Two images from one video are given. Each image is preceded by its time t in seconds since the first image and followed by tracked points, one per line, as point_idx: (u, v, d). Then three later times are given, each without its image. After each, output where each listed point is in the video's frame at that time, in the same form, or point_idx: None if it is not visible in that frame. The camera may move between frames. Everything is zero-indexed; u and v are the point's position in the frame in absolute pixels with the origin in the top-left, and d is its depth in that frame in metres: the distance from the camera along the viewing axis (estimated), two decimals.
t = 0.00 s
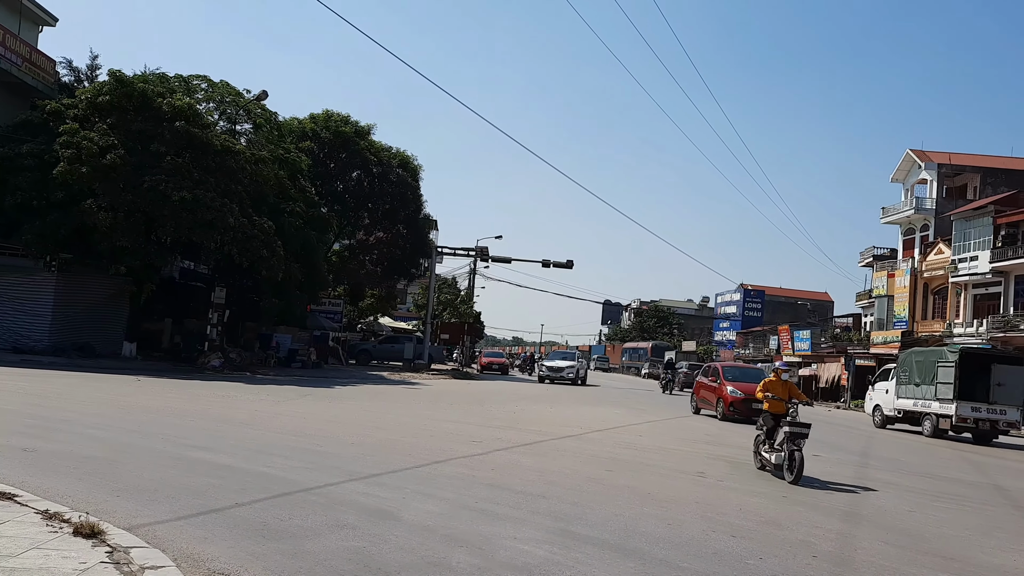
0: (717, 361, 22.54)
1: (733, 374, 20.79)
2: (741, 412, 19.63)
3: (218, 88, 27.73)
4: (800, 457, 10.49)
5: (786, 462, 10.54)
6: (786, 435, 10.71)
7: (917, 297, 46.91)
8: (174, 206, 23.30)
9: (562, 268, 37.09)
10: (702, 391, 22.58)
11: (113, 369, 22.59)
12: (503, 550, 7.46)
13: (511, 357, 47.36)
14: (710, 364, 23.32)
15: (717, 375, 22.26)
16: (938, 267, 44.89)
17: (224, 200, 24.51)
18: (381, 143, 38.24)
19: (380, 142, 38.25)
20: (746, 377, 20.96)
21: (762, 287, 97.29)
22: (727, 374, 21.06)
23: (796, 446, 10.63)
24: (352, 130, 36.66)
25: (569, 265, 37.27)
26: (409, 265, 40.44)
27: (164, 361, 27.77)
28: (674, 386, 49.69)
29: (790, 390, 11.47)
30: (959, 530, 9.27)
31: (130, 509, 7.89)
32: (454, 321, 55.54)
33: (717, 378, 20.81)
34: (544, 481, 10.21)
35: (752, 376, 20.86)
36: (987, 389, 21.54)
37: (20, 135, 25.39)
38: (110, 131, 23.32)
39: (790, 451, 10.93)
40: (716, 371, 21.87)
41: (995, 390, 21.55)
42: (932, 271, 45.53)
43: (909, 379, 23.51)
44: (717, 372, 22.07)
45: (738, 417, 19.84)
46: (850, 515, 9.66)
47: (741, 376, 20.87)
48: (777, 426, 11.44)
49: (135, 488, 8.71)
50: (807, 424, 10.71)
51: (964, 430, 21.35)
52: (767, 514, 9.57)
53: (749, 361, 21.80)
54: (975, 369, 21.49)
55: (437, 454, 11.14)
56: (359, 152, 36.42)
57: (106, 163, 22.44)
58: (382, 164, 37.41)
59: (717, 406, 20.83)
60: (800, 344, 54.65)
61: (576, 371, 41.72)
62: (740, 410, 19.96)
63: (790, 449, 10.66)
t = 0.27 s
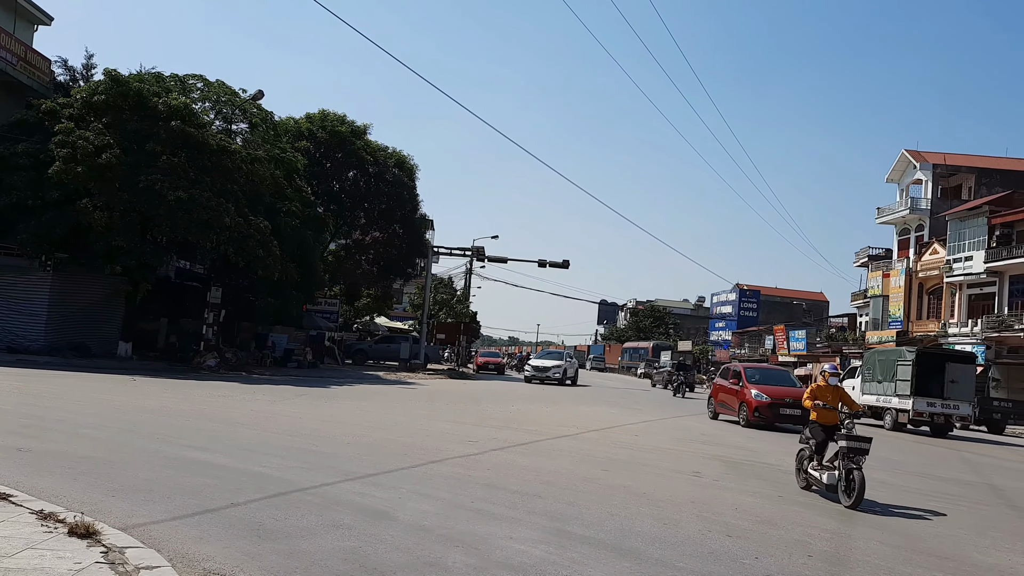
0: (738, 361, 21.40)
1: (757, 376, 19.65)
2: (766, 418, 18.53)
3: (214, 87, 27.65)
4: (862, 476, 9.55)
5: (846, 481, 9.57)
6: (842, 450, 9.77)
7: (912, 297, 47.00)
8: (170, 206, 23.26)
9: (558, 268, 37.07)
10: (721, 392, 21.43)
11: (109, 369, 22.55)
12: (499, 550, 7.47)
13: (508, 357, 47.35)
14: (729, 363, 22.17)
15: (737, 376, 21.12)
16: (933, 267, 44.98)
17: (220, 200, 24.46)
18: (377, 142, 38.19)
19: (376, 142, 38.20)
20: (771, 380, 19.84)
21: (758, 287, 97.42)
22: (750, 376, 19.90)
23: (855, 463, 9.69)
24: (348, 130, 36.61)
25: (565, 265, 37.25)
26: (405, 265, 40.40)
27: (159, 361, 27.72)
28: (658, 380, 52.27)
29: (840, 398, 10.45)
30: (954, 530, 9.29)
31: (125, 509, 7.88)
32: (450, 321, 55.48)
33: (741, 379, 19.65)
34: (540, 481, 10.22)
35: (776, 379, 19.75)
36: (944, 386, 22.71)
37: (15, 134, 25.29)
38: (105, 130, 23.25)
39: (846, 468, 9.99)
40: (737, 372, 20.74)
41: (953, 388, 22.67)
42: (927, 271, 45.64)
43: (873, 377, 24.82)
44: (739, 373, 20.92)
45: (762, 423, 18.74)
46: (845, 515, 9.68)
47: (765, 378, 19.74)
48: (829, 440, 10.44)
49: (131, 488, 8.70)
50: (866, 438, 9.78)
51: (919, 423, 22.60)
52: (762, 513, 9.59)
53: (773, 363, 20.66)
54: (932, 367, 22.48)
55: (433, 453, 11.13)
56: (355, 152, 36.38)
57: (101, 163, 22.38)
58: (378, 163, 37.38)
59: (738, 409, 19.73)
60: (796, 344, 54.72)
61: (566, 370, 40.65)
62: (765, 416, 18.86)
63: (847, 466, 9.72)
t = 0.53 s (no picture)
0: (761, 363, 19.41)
1: (786, 378, 17.65)
2: (800, 426, 16.49)
3: (209, 87, 27.59)
4: (951, 506, 8.29)
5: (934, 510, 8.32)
6: (929, 475, 8.43)
7: (906, 297, 47.15)
8: (165, 205, 23.19)
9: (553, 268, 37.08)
10: (742, 396, 19.42)
11: (102, 369, 22.50)
12: (494, 550, 7.47)
13: (503, 357, 47.37)
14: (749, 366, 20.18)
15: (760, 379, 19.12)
16: (927, 267, 45.13)
17: (215, 200, 24.40)
18: (372, 142, 38.18)
19: (371, 142, 38.19)
20: (800, 384, 17.78)
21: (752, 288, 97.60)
22: (778, 379, 17.84)
23: (943, 490, 8.40)
24: (343, 130, 36.58)
25: (560, 265, 37.27)
26: (400, 265, 40.37)
27: (154, 361, 27.67)
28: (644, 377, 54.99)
29: (916, 411, 9.32)
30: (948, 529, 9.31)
31: (119, 510, 7.87)
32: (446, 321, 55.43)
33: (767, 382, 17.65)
34: (535, 481, 10.22)
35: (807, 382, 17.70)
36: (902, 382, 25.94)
37: (8, 133, 25.20)
38: (99, 130, 23.18)
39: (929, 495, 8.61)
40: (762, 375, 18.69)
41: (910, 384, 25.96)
42: (920, 272, 45.77)
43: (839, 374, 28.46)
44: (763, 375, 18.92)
45: (794, 432, 16.68)
46: (840, 514, 9.70)
47: (796, 382, 17.68)
48: (904, 460, 9.18)
49: (125, 489, 8.68)
50: (955, 460, 8.49)
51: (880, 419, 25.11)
52: (757, 513, 9.60)
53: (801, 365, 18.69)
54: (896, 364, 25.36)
55: (428, 453, 11.12)
56: (350, 152, 36.35)
57: (95, 162, 22.32)
58: (373, 163, 37.37)
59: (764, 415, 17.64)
60: (791, 344, 54.82)
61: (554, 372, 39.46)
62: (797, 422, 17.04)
63: (934, 493, 8.42)
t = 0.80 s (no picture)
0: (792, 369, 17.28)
1: (824, 383, 15.52)
2: (843, 437, 14.30)
3: (202, 87, 27.52)
4: None
5: (1001, 542, 6.61)
6: None
7: (898, 297, 47.32)
8: (158, 205, 23.11)
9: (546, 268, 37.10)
10: (773, 405, 17.25)
11: (95, 369, 22.44)
12: (488, 550, 7.47)
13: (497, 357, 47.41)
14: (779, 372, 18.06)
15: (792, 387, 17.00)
16: (920, 268, 45.29)
17: (208, 199, 24.32)
18: (366, 142, 38.17)
19: (365, 142, 38.17)
20: (841, 390, 15.67)
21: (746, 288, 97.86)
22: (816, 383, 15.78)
23: None
24: (337, 130, 36.55)
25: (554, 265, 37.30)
26: (394, 265, 40.33)
27: (147, 361, 27.61)
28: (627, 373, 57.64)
29: None
30: (940, 529, 9.34)
31: (112, 510, 7.84)
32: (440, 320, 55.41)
33: (802, 387, 15.53)
34: (528, 481, 10.23)
35: (848, 389, 15.56)
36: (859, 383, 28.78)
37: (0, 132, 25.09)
38: (92, 129, 23.10)
39: None
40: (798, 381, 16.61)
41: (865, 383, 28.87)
42: (913, 272, 45.93)
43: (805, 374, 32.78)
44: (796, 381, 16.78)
45: (836, 444, 14.52)
46: (833, 514, 9.72)
47: (835, 387, 15.57)
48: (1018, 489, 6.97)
49: (117, 489, 8.65)
50: None
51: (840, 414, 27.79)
52: (751, 513, 9.62)
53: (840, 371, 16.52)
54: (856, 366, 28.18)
55: (421, 454, 11.12)
56: (343, 152, 36.32)
57: (88, 162, 22.23)
58: (367, 163, 37.36)
59: (799, 425, 15.50)
60: (784, 344, 54.95)
61: (535, 372, 38.11)
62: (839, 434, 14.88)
63: None
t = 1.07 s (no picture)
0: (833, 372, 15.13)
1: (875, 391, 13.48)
2: (903, 454, 12.33)
3: (196, 86, 27.45)
4: None
5: None
6: None
7: (891, 298, 47.47)
8: (151, 205, 23.03)
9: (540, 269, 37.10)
10: (813, 412, 15.13)
11: (88, 369, 22.39)
12: (482, 550, 7.47)
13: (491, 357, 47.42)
14: (814, 373, 15.95)
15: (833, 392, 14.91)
16: (912, 268, 45.44)
17: (202, 199, 24.25)
18: (360, 142, 38.14)
19: (358, 142, 38.15)
20: (895, 397, 13.61)
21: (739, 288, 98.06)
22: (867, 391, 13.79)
23: None
24: (331, 130, 36.49)
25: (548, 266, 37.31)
26: (388, 266, 40.30)
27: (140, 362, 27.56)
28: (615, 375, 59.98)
29: None
30: (933, 528, 9.37)
31: (104, 511, 7.81)
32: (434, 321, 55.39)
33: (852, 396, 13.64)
34: (522, 481, 10.23)
35: (903, 395, 13.52)
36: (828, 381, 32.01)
37: None
38: (85, 129, 23.01)
39: None
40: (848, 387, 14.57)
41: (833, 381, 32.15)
42: (906, 273, 46.08)
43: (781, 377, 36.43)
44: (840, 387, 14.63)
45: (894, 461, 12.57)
46: (827, 514, 9.74)
47: (888, 395, 13.52)
48: None
49: (110, 490, 8.62)
50: None
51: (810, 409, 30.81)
52: (745, 513, 9.63)
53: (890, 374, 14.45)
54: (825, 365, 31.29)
55: (415, 454, 11.10)
56: (337, 152, 36.29)
57: (80, 162, 22.17)
58: (361, 164, 37.34)
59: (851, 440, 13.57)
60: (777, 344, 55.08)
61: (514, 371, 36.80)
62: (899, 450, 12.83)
63: None
